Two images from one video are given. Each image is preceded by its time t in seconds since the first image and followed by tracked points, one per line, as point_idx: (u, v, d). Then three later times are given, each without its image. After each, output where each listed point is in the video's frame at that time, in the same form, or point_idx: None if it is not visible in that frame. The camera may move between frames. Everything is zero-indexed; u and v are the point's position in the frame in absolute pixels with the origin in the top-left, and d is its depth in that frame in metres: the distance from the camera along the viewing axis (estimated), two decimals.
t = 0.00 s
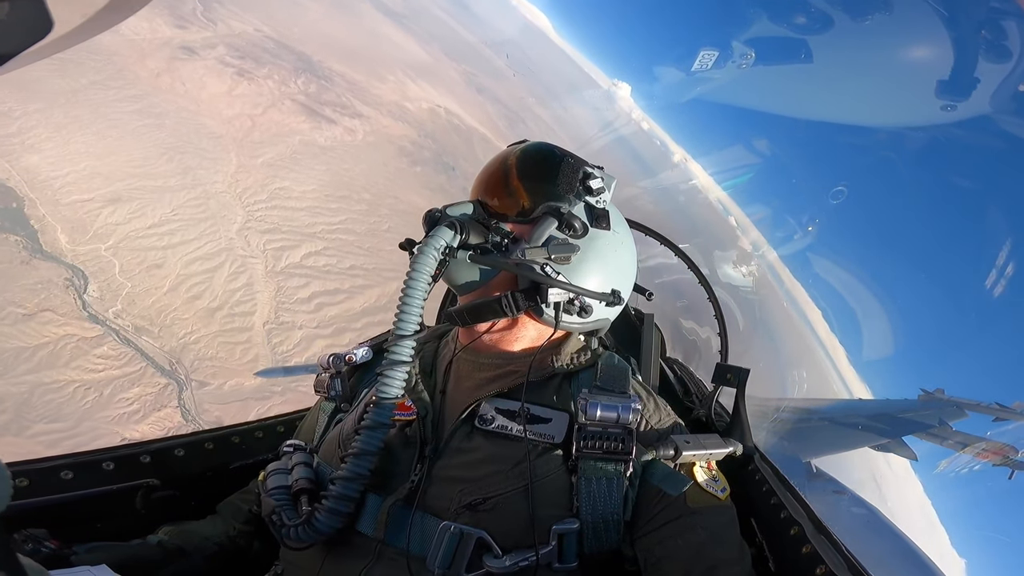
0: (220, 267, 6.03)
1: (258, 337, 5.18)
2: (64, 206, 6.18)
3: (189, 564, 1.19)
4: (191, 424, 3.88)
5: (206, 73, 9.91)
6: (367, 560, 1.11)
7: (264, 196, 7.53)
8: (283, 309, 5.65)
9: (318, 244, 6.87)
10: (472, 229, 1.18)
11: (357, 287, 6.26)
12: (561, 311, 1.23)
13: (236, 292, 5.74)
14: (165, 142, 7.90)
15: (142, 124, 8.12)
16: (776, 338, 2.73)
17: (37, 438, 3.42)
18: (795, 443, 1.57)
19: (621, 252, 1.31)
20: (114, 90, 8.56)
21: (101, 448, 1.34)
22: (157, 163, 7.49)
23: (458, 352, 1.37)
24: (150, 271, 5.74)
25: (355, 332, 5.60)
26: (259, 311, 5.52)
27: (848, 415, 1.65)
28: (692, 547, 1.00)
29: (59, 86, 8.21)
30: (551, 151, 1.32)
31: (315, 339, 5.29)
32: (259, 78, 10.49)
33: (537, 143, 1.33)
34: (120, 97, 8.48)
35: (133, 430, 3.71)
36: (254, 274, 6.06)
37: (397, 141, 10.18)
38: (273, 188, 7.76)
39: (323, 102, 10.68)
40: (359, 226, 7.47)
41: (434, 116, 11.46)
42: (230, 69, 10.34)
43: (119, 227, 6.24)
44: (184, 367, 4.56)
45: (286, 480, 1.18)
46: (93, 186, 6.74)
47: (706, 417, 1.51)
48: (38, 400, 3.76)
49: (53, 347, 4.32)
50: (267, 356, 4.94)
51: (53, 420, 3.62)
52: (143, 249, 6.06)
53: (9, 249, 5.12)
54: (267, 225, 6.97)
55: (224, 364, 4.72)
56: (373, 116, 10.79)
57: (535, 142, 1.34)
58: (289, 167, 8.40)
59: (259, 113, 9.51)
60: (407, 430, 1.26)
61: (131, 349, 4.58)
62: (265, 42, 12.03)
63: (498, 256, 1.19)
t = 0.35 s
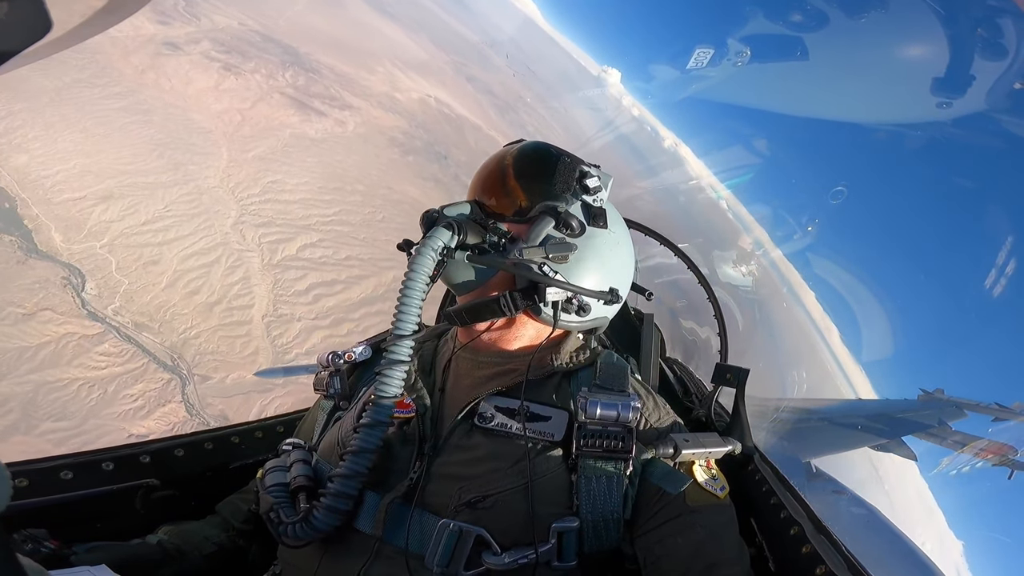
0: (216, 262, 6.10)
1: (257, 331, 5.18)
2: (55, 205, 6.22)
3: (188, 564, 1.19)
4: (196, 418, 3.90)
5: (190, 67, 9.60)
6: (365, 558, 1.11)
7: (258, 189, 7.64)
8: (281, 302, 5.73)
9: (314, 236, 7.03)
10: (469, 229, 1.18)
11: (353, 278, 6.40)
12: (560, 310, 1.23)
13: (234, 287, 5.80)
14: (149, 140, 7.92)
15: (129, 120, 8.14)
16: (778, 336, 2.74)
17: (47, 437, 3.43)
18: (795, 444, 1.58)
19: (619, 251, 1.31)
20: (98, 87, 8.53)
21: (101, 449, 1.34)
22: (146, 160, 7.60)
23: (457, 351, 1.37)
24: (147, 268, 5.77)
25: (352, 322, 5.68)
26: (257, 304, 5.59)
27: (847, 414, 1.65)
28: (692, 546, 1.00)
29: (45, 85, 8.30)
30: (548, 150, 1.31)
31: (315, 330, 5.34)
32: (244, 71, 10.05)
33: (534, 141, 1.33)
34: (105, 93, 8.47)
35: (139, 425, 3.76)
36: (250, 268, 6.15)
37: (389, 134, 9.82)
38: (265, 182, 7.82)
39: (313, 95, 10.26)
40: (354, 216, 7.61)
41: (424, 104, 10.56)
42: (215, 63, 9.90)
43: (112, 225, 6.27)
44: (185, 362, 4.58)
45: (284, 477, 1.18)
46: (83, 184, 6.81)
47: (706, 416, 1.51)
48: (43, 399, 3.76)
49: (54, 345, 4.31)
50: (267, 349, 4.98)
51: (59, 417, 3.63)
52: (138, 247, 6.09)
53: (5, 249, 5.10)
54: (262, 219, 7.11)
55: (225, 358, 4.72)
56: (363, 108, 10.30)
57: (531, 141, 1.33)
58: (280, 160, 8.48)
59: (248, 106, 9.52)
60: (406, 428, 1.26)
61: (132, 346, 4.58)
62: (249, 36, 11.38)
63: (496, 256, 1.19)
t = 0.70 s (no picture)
0: (212, 256, 6.14)
1: (256, 324, 5.18)
2: (48, 203, 6.27)
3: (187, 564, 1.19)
4: (200, 412, 3.84)
5: (176, 63, 9.93)
6: (366, 560, 1.11)
7: (250, 183, 7.76)
8: (279, 294, 5.77)
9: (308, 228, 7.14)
10: (467, 229, 1.18)
11: (349, 268, 6.53)
12: (558, 311, 1.23)
13: (231, 281, 5.80)
14: (138, 135, 7.96)
15: (118, 117, 8.19)
16: (777, 334, 2.75)
17: (53, 434, 3.36)
18: (795, 443, 1.58)
19: (617, 250, 1.31)
20: (84, 85, 8.61)
21: (101, 449, 1.34)
22: (136, 154, 7.63)
23: (456, 352, 1.37)
24: (143, 263, 5.79)
25: (351, 311, 5.70)
26: (255, 297, 5.61)
27: (846, 414, 1.65)
28: (691, 546, 1.01)
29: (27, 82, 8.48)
30: (546, 149, 1.31)
31: (313, 323, 5.35)
32: (231, 65, 10.55)
33: (532, 140, 1.33)
34: (91, 91, 8.55)
35: (144, 420, 3.71)
36: (247, 261, 6.19)
37: (381, 124, 10.52)
38: (258, 175, 8.00)
39: (301, 87, 10.85)
40: (349, 208, 7.81)
41: (414, 96, 11.78)
42: (201, 58, 10.35)
43: (106, 222, 6.28)
44: (187, 357, 4.57)
45: (284, 479, 1.18)
46: (75, 182, 6.86)
47: (706, 417, 1.51)
48: (48, 396, 3.77)
49: (54, 343, 4.31)
50: (267, 341, 4.98)
51: (65, 415, 3.61)
52: (133, 243, 6.08)
53: None
54: (256, 212, 7.18)
55: (226, 351, 4.73)
56: (353, 100, 11.01)
57: (530, 140, 1.33)
58: (273, 154, 8.70)
59: (236, 101, 9.64)
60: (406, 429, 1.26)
61: (133, 341, 4.57)
62: (236, 31, 12.07)
63: (493, 257, 1.19)
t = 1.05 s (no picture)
0: (207, 249, 6.14)
1: (254, 316, 5.18)
2: (39, 201, 6.29)
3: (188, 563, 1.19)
4: (203, 405, 3.84)
5: (160, 57, 9.96)
6: (367, 561, 1.11)
7: (243, 176, 7.77)
8: (276, 285, 5.78)
9: (304, 219, 7.16)
10: (467, 229, 1.18)
11: (343, 261, 6.42)
12: (559, 311, 1.23)
13: (228, 274, 5.81)
14: (127, 130, 7.96)
15: (105, 112, 8.21)
16: (778, 333, 2.76)
17: (60, 431, 3.42)
18: (794, 443, 1.58)
19: (618, 250, 1.30)
20: (69, 82, 8.64)
21: (100, 449, 1.34)
22: (125, 149, 7.63)
23: (456, 352, 1.37)
24: (138, 257, 5.79)
25: (348, 300, 5.69)
26: (252, 290, 5.61)
27: (846, 413, 1.65)
28: (691, 545, 1.01)
29: (11, 81, 8.61)
30: (546, 148, 1.31)
31: (311, 313, 5.34)
32: (218, 58, 10.55)
33: (532, 139, 1.32)
34: (75, 87, 8.58)
35: (148, 414, 3.70)
36: (242, 253, 6.20)
37: (370, 113, 10.52)
38: (250, 167, 8.01)
39: (290, 79, 10.86)
40: (342, 198, 7.79)
41: (404, 86, 11.84)
42: (186, 52, 10.38)
43: (99, 218, 6.29)
44: (188, 350, 4.55)
45: (285, 480, 1.18)
46: (65, 179, 6.88)
47: (706, 416, 1.51)
48: (52, 392, 3.78)
49: (54, 339, 4.31)
50: (266, 333, 4.97)
51: (70, 411, 3.63)
52: (128, 239, 6.08)
53: None
54: (250, 204, 7.20)
55: (225, 343, 4.72)
56: (343, 91, 11.04)
57: (530, 139, 1.33)
58: (264, 146, 8.70)
59: (224, 94, 9.64)
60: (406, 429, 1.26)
61: (133, 336, 4.56)
62: (221, 24, 12.08)
63: (494, 257, 1.19)
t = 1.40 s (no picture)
0: (201, 241, 6.14)
1: (251, 305, 5.19)
2: (31, 194, 6.28)
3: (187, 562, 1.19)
4: (204, 395, 3.83)
5: (146, 49, 9.93)
6: (367, 560, 1.11)
7: (235, 166, 7.81)
8: (273, 275, 5.80)
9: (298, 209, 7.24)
10: (467, 228, 1.18)
11: (341, 246, 6.65)
12: (559, 311, 1.23)
13: (224, 264, 5.82)
14: (117, 123, 7.94)
15: (92, 106, 8.20)
16: (778, 332, 2.75)
17: (65, 424, 3.41)
18: (793, 443, 1.58)
19: (618, 249, 1.30)
20: (55, 75, 8.63)
21: (99, 447, 1.34)
22: (114, 142, 7.61)
23: (456, 351, 1.37)
24: (132, 249, 5.79)
25: (345, 289, 5.73)
26: (248, 280, 5.62)
27: (844, 413, 1.65)
28: (689, 545, 1.01)
29: None
30: (546, 146, 1.31)
31: (309, 301, 5.38)
32: (205, 49, 10.51)
33: (532, 138, 1.32)
34: (59, 81, 8.56)
35: (151, 406, 3.69)
36: (238, 244, 6.22)
37: (360, 102, 10.53)
38: (243, 158, 8.05)
39: (279, 69, 10.84)
40: (336, 188, 7.87)
41: (395, 75, 11.88)
42: (173, 44, 10.34)
43: (92, 211, 6.29)
44: (187, 341, 4.55)
45: (285, 479, 1.18)
46: (55, 172, 6.88)
47: (705, 416, 1.51)
48: (54, 386, 3.79)
49: (53, 333, 4.31)
50: (264, 322, 4.98)
51: (74, 405, 3.63)
52: (123, 231, 6.07)
53: None
54: (243, 195, 7.24)
55: (224, 334, 4.73)
56: (333, 80, 11.03)
57: (530, 137, 1.33)
58: (255, 136, 8.70)
59: (213, 85, 9.61)
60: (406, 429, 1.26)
61: (132, 328, 4.55)
62: (206, 15, 12.05)
63: (494, 257, 1.19)
